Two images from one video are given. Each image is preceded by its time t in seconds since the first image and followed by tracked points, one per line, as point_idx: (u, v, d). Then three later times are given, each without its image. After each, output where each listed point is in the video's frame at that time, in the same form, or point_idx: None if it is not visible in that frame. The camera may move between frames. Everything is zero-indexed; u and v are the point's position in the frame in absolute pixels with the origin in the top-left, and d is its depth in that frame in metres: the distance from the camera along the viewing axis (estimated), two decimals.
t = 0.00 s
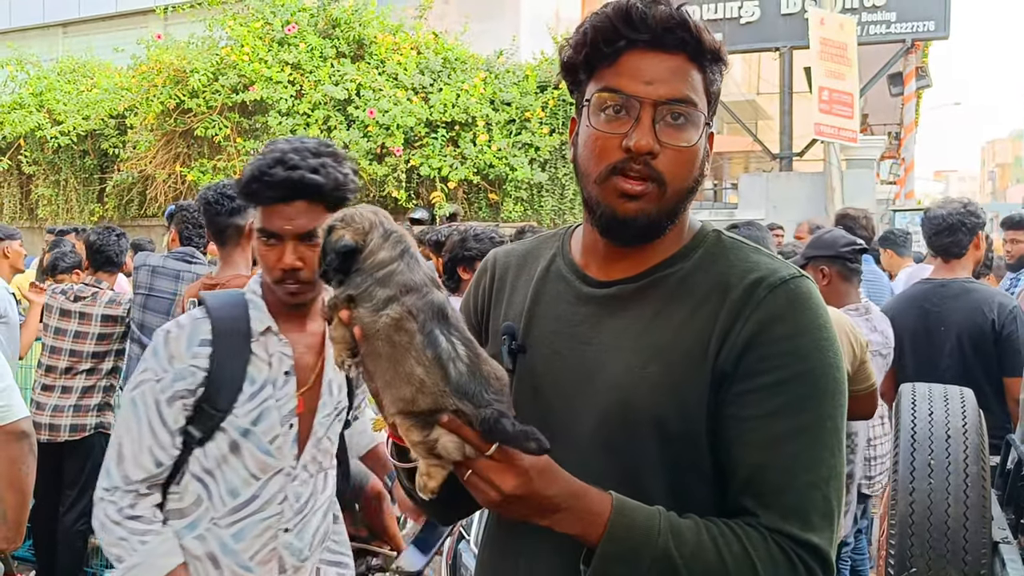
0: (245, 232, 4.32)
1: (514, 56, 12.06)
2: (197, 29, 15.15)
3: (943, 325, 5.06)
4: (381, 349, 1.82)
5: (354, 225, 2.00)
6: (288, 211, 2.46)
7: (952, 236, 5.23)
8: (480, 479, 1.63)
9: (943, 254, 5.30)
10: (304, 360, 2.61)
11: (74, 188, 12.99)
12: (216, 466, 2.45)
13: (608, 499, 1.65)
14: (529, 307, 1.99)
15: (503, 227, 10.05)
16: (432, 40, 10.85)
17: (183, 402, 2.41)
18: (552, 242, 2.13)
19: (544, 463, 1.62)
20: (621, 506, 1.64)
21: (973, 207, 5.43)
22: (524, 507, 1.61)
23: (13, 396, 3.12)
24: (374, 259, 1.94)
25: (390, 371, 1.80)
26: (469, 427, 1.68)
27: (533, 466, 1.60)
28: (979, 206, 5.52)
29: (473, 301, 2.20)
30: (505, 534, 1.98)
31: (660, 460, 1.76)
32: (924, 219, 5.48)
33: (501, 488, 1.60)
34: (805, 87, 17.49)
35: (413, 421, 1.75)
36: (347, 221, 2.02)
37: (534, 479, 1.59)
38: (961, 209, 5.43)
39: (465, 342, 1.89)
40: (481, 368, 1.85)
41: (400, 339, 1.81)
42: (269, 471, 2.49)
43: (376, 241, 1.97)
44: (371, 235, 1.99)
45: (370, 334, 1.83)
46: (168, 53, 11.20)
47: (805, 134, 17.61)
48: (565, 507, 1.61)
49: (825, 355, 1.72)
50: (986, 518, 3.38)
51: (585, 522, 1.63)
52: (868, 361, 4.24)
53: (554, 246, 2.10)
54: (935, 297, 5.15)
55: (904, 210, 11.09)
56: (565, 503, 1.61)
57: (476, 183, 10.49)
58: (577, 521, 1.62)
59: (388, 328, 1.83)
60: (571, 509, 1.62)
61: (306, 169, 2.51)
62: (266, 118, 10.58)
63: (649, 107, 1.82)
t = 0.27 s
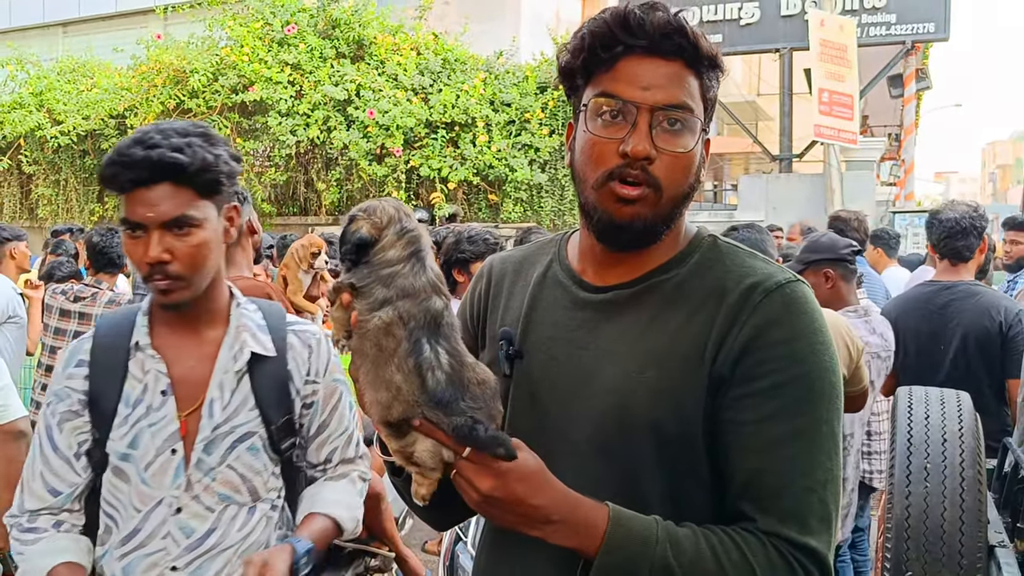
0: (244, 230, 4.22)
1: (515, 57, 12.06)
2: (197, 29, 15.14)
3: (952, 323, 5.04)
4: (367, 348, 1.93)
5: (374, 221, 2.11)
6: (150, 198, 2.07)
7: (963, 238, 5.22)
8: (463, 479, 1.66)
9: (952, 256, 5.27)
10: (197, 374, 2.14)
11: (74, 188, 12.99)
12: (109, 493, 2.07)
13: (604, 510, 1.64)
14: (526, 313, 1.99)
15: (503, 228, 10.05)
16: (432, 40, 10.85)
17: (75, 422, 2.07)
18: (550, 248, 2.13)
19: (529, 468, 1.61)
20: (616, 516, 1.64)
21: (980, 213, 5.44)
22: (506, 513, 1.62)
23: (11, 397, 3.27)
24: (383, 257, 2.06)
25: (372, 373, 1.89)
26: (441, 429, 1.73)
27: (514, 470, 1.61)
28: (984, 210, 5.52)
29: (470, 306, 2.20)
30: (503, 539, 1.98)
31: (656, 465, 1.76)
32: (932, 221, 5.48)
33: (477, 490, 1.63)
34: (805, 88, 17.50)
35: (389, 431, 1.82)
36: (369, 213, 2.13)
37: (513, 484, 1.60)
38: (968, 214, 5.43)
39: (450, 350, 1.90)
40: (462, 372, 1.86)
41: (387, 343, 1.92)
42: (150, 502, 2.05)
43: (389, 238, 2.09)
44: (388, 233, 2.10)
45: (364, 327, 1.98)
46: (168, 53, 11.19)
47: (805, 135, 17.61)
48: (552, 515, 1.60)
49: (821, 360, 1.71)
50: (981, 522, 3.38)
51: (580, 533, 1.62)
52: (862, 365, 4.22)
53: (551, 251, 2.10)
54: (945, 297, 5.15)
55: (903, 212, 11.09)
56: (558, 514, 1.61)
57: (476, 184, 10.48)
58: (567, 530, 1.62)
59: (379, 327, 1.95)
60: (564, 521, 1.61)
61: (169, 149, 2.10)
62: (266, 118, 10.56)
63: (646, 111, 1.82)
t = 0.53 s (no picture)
0: (242, 236, 4.26)
1: (511, 61, 12.05)
2: (193, 33, 15.11)
3: (964, 321, 4.98)
4: (370, 348, 1.84)
5: (381, 223, 1.97)
6: (36, 174, 1.91)
7: (970, 244, 5.11)
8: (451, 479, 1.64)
9: (962, 262, 5.19)
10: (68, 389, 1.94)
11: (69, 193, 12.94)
12: None
13: (596, 516, 1.60)
14: (519, 321, 1.94)
15: (499, 232, 10.02)
16: (428, 45, 10.89)
17: None
18: (544, 256, 2.08)
19: (525, 471, 1.58)
20: (609, 523, 1.59)
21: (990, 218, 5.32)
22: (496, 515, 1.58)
23: None
24: (390, 260, 1.92)
25: (374, 371, 1.82)
26: (436, 431, 1.68)
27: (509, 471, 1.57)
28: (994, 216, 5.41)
29: (461, 315, 2.15)
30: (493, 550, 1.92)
31: (650, 474, 1.71)
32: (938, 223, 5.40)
33: (462, 488, 1.61)
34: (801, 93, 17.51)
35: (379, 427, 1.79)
36: (376, 217, 1.99)
37: (501, 488, 1.56)
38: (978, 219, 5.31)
39: (454, 353, 1.83)
40: (464, 377, 1.81)
41: (392, 343, 1.82)
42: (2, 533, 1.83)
43: (396, 241, 1.94)
44: (396, 236, 1.95)
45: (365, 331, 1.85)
46: (163, 57, 11.15)
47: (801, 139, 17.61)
48: (543, 521, 1.56)
49: (814, 367, 1.67)
50: (977, 529, 3.32)
51: (571, 541, 1.58)
52: (855, 373, 4.18)
53: (544, 259, 2.06)
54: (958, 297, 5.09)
55: (899, 216, 11.08)
56: (549, 519, 1.57)
57: (471, 188, 10.44)
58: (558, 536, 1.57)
59: (382, 331, 1.84)
60: (555, 528, 1.57)
61: (56, 117, 1.92)
62: (262, 122, 10.51)
63: (638, 123, 1.78)
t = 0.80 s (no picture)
0: (246, 236, 4.24)
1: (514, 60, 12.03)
2: (195, 32, 15.09)
3: (989, 328, 4.85)
4: (366, 360, 1.83)
5: (384, 232, 1.91)
6: None
7: (989, 246, 4.94)
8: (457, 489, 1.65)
9: (981, 263, 5.02)
10: None
11: (72, 193, 12.93)
12: None
13: (603, 515, 1.61)
14: (523, 321, 1.93)
15: (502, 232, 10.00)
16: (431, 44, 10.85)
17: None
18: (547, 257, 2.07)
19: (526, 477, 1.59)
20: (614, 522, 1.60)
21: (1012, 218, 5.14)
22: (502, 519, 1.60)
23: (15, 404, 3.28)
24: (391, 273, 1.87)
25: (370, 383, 1.83)
26: (429, 445, 1.71)
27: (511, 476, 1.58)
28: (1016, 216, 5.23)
29: (466, 317, 2.13)
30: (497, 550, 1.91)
31: (654, 476, 1.70)
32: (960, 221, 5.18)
33: (469, 501, 1.62)
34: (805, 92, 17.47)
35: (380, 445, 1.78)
36: (379, 226, 1.92)
37: (505, 494, 1.58)
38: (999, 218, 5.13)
39: (452, 367, 1.82)
40: (461, 388, 1.80)
41: (388, 357, 1.81)
42: None
43: (398, 253, 1.89)
44: (401, 249, 1.90)
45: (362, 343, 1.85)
46: (166, 57, 11.14)
47: (805, 139, 17.57)
48: (546, 521, 1.58)
49: (818, 369, 1.66)
50: (984, 530, 3.31)
51: (576, 540, 1.59)
52: (864, 374, 4.16)
53: (548, 259, 2.04)
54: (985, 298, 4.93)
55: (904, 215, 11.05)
56: (554, 521, 1.58)
57: (475, 188, 10.42)
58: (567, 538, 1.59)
59: (380, 346, 1.82)
60: (560, 528, 1.59)
61: None
62: (265, 122, 10.49)
63: (635, 123, 1.76)
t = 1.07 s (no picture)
0: (252, 240, 4.23)
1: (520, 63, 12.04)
2: (200, 34, 15.12)
3: (994, 339, 4.81)
4: (359, 361, 1.84)
5: (370, 237, 1.97)
6: None
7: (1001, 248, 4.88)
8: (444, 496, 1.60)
9: (994, 264, 4.95)
10: None
11: (77, 194, 12.94)
12: None
13: (592, 517, 1.59)
14: (524, 324, 1.92)
15: (508, 234, 10.00)
16: (436, 46, 10.81)
17: None
18: (549, 259, 2.06)
19: (514, 480, 1.56)
20: (604, 524, 1.58)
21: None
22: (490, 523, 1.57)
23: (48, 402, 3.39)
24: (382, 275, 1.91)
25: (361, 386, 1.83)
26: (413, 445, 1.66)
27: (498, 479, 1.55)
28: None
29: (467, 318, 2.13)
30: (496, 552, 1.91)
31: (652, 480, 1.69)
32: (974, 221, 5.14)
33: (457, 505, 1.57)
34: (811, 94, 17.46)
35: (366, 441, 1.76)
36: (367, 231, 1.97)
37: (495, 499, 1.55)
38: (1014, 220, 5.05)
39: (443, 364, 1.81)
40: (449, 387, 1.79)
41: (380, 357, 1.83)
42: None
43: (387, 257, 1.94)
44: (389, 252, 1.95)
45: (355, 346, 1.87)
46: (172, 59, 11.16)
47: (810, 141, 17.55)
48: (534, 522, 1.55)
49: (815, 374, 1.66)
50: (986, 534, 3.31)
51: (566, 541, 1.57)
52: (870, 377, 4.14)
53: (550, 261, 2.04)
54: (992, 306, 4.85)
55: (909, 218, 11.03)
56: (545, 521, 1.56)
57: (480, 190, 10.43)
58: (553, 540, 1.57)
59: (373, 346, 1.84)
60: (549, 529, 1.57)
61: None
62: (270, 124, 10.50)
63: (634, 129, 1.75)
